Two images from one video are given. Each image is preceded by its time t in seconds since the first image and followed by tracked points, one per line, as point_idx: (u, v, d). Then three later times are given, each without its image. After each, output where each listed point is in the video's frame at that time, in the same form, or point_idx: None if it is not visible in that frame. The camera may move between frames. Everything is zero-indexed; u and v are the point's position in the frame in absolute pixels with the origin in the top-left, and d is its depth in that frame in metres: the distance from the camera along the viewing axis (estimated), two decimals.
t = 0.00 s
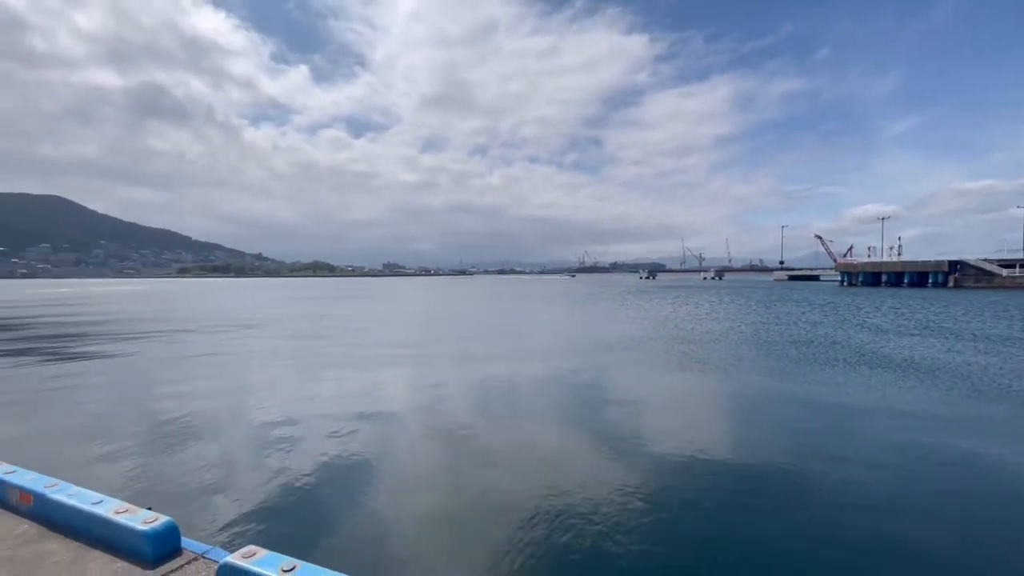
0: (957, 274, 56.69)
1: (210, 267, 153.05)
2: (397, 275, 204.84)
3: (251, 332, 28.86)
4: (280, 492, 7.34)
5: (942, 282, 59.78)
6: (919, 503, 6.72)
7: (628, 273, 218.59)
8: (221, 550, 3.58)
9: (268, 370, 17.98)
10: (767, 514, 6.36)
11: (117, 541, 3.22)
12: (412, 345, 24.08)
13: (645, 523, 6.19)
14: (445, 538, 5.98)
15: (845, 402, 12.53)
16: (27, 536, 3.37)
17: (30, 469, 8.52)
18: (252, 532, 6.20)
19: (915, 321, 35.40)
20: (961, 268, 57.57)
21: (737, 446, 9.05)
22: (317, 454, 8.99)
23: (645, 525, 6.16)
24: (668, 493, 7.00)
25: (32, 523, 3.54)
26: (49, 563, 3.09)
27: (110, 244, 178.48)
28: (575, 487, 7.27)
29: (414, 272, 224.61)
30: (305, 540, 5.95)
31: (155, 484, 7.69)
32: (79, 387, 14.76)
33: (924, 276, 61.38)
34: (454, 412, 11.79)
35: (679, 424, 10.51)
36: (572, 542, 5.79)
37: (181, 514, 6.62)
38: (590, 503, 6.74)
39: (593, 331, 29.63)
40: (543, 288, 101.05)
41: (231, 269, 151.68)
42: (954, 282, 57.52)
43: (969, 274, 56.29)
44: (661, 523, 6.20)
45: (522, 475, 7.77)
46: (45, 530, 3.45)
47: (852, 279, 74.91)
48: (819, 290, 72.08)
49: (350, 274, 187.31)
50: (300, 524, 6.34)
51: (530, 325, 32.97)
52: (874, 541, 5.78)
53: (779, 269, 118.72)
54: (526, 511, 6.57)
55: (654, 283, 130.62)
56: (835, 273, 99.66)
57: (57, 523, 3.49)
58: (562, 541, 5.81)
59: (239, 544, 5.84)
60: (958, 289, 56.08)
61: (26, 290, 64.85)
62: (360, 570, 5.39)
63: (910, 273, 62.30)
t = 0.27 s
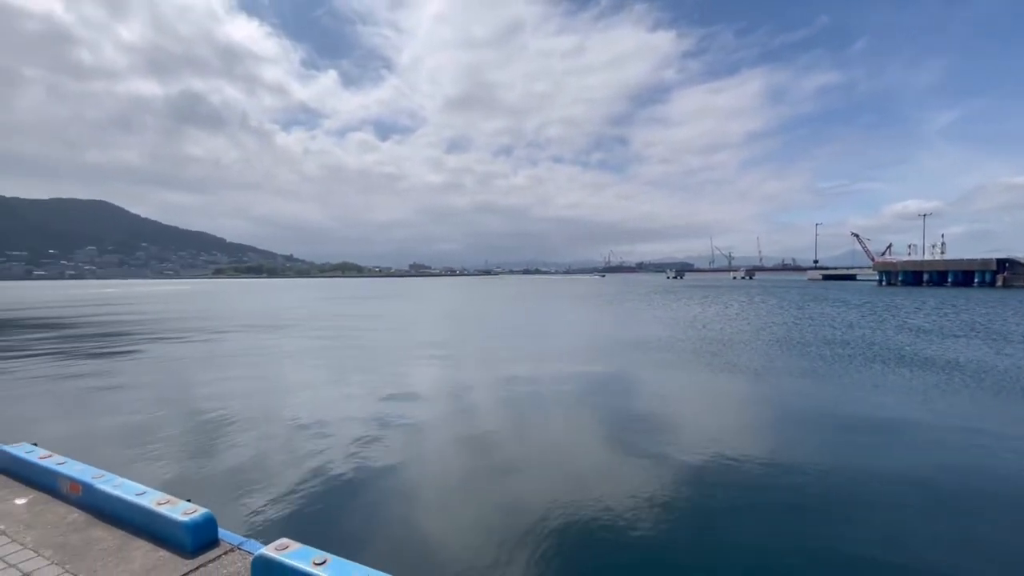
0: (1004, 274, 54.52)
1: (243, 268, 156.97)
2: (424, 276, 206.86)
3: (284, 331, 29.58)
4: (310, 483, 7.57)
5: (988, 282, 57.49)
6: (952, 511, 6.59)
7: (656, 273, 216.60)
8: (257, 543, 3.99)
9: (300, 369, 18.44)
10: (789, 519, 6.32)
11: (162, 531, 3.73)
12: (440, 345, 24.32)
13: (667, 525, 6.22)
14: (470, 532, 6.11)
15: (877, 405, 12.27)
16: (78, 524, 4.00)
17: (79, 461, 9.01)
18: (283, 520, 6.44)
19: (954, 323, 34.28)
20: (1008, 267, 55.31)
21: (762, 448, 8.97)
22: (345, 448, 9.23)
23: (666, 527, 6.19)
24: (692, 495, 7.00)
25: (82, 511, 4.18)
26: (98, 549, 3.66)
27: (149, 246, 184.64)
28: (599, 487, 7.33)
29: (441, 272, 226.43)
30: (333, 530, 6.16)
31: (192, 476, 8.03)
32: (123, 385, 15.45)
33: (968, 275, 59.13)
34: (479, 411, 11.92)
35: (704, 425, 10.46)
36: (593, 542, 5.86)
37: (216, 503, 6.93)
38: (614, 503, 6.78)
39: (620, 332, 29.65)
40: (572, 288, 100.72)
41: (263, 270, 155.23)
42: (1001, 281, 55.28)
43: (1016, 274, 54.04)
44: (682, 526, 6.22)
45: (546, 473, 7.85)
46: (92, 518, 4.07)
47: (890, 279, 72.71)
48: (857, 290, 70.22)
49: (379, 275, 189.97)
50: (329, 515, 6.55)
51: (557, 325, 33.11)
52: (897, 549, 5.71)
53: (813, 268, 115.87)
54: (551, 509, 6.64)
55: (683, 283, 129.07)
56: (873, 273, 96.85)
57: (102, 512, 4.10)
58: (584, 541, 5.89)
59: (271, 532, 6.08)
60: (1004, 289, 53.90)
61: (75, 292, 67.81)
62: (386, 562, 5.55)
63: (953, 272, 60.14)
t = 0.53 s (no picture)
0: None
1: (277, 269, 161.01)
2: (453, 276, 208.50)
3: (318, 332, 30.43)
4: (339, 482, 7.91)
5: None
6: (995, 518, 6.48)
7: (687, 272, 213.53)
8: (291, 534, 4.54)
9: (332, 369, 19.03)
10: (825, 524, 6.31)
11: (205, 521, 4.37)
12: (469, 345, 24.67)
13: (699, 527, 6.29)
14: (503, 529, 6.31)
15: (910, 409, 12.05)
16: (131, 512, 4.77)
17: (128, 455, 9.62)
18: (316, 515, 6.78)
19: (1001, 323, 33.03)
20: None
21: (787, 453, 8.94)
22: (373, 448, 9.57)
23: (698, 529, 6.26)
24: (723, 498, 7.05)
25: (134, 502, 4.99)
26: (147, 535, 4.32)
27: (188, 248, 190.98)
28: (629, 488, 7.44)
29: (470, 272, 227.78)
30: (364, 526, 6.45)
31: (231, 471, 8.50)
32: (168, 383, 16.27)
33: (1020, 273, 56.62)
34: (505, 411, 12.14)
35: (730, 428, 10.46)
36: (626, 543, 5.97)
37: (252, 498, 7.34)
38: (645, 505, 6.88)
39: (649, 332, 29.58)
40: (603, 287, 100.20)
41: (296, 271, 158.65)
42: None
43: None
44: (713, 528, 6.28)
45: (575, 474, 7.99)
46: (142, 507, 4.85)
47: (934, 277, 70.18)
48: (900, 289, 68.01)
49: (408, 275, 192.25)
50: (358, 511, 6.88)
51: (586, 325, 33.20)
52: (936, 555, 5.68)
53: (851, 266, 112.01)
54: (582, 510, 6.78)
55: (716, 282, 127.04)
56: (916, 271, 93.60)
57: (150, 502, 4.89)
58: (618, 543, 6.01)
59: (303, 527, 6.43)
60: None
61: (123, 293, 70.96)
62: (424, 556, 5.77)
63: (1003, 269, 57.66)
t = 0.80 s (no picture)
0: None
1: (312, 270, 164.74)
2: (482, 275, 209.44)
3: (352, 330, 31.10)
4: (372, 478, 8.15)
5: None
6: None
7: (721, 271, 209.66)
8: (328, 527, 4.79)
9: (365, 366, 19.46)
10: (863, 533, 6.21)
11: (247, 511, 4.67)
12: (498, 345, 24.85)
13: (731, 533, 6.27)
14: (538, 530, 6.38)
15: (952, 414, 11.70)
16: (180, 502, 5.12)
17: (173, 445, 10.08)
18: (351, 510, 7.00)
19: None
20: None
21: (819, 457, 8.84)
22: (405, 447, 9.78)
23: (730, 534, 6.25)
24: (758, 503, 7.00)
25: (183, 492, 5.38)
26: (194, 523, 4.64)
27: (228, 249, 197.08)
28: (661, 492, 7.45)
29: (500, 272, 228.48)
30: (397, 522, 6.65)
31: (268, 465, 8.80)
32: (209, 378, 16.92)
33: None
34: (533, 413, 12.22)
35: (763, 433, 10.32)
36: (658, 547, 5.98)
37: (288, 490, 7.62)
38: (677, 509, 6.88)
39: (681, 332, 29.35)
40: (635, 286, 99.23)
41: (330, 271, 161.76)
42: None
43: None
44: (746, 534, 6.25)
45: (606, 476, 8.03)
46: (189, 498, 5.22)
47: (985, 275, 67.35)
48: (947, 288, 65.50)
49: (439, 275, 194.00)
50: (393, 507, 7.10)
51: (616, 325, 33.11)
52: (978, 569, 5.56)
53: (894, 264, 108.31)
54: (615, 512, 6.82)
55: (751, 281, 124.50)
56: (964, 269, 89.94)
57: (197, 493, 5.25)
58: (646, 546, 6.08)
59: (339, 522, 6.66)
60: None
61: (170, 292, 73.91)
62: (458, 556, 5.88)
63: None
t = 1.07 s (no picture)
0: None
1: (345, 270, 167.93)
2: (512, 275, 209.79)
3: (385, 330, 31.62)
4: (405, 473, 8.29)
5: None
6: None
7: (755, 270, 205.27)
8: (365, 521, 4.95)
9: (397, 365, 19.77)
10: (904, 543, 6.06)
11: (288, 503, 4.89)
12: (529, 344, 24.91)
13: (765, 539, 6.20)
14: (568, 530, 6.42)
15: (1000, 419, 11.27)
16: (225, 493, 5.40)
17: (215, 437, 10.46)
18: (385, 505, 7.15)
19: None
20: None
21: (854, 461, 8.70)
22: (436, 443, 9.92)
23: (764, 540, 6.18)
24: (795, 511, 6.88)
25: (228, 484, 5.67)
26: (238, 514, 4.88)
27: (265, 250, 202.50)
28: (693, 496, 7.40)
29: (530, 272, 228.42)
30: (430, 518, 6.76)
31: (304, 459, 9.04)
32: (248, 376, 17.46)
33: None
34: (564, 411, 12.23)
35: (800, 436, 10.11)
36: (688, 549, 5.98)
37: (325, 483, 7.83)
38: (710, 514, 6.83)
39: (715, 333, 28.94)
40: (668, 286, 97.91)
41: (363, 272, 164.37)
42: None
43: None
44: (780, 542, 6.17)
45: (637, 478, 8.01)
46: (233, 490, 5.50)
47: None
48: (999, 288, 62.74)
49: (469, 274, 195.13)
50: (426, 503, 7.22)
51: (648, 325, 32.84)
52: None
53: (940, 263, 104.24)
54: (646, 514, 6.81)
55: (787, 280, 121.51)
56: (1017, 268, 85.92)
57: (241, 485, 5.53)
58: (673, 544, 6.12)
59: (373, 516, 6.80)
60: None
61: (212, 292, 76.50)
62: (490, 553, 5.96)
63: None
